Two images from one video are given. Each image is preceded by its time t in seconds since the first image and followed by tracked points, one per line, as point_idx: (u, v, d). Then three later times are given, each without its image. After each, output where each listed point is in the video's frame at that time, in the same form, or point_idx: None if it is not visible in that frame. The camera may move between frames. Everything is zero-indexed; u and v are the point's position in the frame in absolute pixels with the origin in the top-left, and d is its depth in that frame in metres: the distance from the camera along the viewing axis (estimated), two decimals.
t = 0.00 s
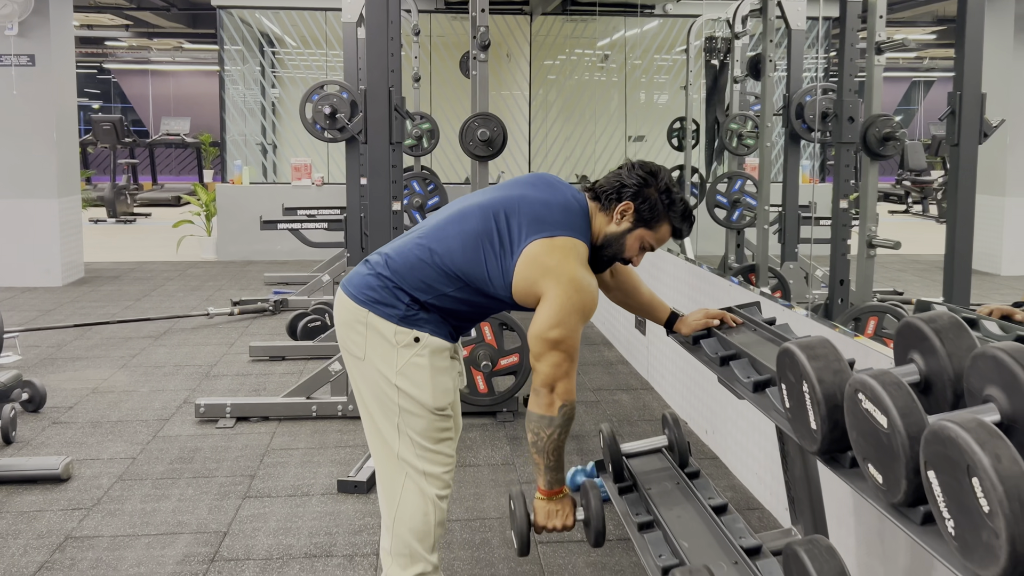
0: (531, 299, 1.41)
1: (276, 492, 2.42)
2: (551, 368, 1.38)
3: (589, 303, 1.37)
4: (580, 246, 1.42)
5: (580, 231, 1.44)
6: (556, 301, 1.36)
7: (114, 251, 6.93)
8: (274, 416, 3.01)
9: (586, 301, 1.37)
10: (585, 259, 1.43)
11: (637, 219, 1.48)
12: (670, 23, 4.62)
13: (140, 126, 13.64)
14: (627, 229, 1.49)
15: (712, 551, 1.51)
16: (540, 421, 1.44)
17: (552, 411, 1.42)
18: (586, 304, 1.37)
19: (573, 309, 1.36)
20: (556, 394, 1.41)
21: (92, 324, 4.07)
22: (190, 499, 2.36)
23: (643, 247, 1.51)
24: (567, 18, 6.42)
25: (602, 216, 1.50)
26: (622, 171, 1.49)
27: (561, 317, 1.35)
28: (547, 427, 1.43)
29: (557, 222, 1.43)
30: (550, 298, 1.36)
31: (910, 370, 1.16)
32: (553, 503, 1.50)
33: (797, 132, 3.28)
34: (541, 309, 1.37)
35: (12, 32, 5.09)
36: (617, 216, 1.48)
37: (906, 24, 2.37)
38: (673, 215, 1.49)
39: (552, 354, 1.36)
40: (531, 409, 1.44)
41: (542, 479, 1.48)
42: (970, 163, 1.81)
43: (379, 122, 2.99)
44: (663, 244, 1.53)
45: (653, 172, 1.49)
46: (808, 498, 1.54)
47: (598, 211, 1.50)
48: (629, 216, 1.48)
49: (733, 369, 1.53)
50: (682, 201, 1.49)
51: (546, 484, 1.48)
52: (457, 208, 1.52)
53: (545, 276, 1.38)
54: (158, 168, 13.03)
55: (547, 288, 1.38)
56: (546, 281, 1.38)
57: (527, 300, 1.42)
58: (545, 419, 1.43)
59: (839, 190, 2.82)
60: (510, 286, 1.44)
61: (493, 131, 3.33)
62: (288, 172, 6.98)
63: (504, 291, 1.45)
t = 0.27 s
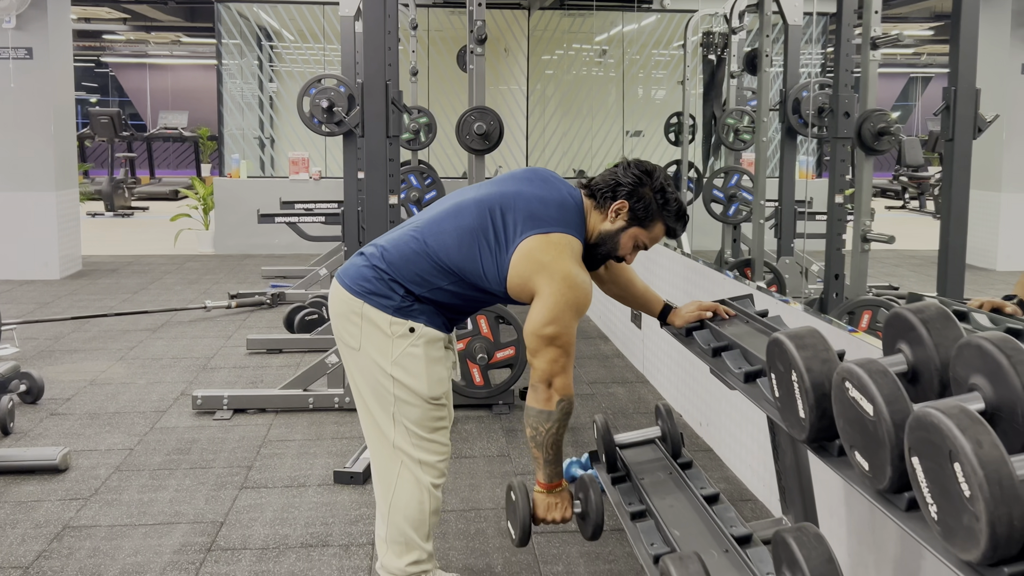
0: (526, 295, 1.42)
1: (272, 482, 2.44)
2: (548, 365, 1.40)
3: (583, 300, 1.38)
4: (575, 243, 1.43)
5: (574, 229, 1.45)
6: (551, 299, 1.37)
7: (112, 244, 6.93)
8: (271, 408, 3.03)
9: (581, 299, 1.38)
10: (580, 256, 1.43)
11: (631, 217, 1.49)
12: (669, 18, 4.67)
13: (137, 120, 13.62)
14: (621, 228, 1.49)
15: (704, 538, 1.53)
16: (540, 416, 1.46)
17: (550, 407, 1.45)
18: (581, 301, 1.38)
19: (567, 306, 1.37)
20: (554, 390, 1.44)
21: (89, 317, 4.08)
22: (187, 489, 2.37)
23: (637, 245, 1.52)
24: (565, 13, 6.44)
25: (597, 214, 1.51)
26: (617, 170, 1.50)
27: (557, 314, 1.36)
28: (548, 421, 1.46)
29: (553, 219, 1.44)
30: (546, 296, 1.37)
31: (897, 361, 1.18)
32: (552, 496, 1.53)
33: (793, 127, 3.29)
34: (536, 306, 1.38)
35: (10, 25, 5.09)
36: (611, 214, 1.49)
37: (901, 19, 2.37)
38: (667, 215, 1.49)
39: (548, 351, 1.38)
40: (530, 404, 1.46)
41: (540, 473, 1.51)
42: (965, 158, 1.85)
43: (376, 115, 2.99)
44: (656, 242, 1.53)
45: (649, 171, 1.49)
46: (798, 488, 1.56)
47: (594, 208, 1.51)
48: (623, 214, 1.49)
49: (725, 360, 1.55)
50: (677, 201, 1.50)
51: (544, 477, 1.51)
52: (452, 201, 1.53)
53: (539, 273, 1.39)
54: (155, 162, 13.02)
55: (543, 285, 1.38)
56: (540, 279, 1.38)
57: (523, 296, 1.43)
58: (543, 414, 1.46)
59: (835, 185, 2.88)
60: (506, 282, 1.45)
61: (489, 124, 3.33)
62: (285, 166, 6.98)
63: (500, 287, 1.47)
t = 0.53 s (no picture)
0: (521, 290, 1.43)
1: (272, 478, 2.45)
2: (543, 360, 1.41)
3: (578, 297, 1.39)
4: (571, 239, 1.43)
5: (570, 224, 1.46)
6: (546, 295, 1.37)
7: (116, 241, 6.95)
8: (271, 404, 3.04)
9: (575, 294, 1.39)
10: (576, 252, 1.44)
11: (628, 213, 1.49)
12: (670, 15, 4.63)
13: (142, 117, 13.65)
14: (618, 223, 1.50)
15: (697, 534, 1.54)
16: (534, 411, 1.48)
17: (544, 402, 1.46)
18: (576, 297, 1.39)
19: (562, 302, 1.37)
20: (549, 385, 1.45)
21: (92, 313, 4.10)
22: (187, 485, 2.39)
23: (634, 241, 1.53)
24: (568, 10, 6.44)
25: (594, 210, 1.51)
26: (615, 166, 1.50)
27: (552, 310, 1.37)
28: (541, 417, 1.47)
29: (549, 215, 1.44)
30: (541, 292, 1.38)
31: (888, 358, 1.18)
32: (546, 490, 1.57)
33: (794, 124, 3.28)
34: (531, 301, 1.39)
35: (14, 22, 5.11)
36: (608, 210, 1.49)
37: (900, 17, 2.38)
38: (662, 210, 1.49)
39: (542, 346, 1.39)
40: (524, 399, 1.48)
41: (534, 468, 1.54)
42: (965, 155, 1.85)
43: (376, 113, 3.00)
44: (654, 237, 1.53)
45: (645, 168, 1.49)
46: (792, 485, 1.57)
47: (591, 204, 1.52)
48: (620, 210, 1.49)
49: (720, 357, 1.55)
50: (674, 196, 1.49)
51: (537, 473, 1.55)
52: (450, 197, 1.54)
53: (534, 268, 1.39)
54: (159, 159, 13.05)
55: (537, 281, 1.39)
56: (535, 274, 1.39)
57: (518, 291, 1.44)
58: (538, 408, 1.47)
59: (836, 182, 2.89)
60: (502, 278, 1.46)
61: (489, 122, 3.35)
62: (288, 163, 6.99)
63: (497, 284, 1.47)
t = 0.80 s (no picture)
0: (521, 304, 1.42)
1: (275, 475, 2.46)
2: (544, 374, 1.41)
3: (577, 312, 1.39)
4: (571, 252, 1.42)
5: (570, 237, 1.44)
6: (546, 310, 1.37)
7: (127, 237, 6.99)
8: (276, 401, 3.05)
9: (575, 309, 1.38)
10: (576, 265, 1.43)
11: (627, 224, 1.47)
12: (682, 11, 4.76)
13: (154, 114, 13.71)
14: (617, 234, 1.48)
15: (694, 534, 1.53)
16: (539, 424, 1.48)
17: (547, 415, 1.46)
18: (575, 311, 1.38)
19: (562, 317, 1.37)
20: (550, 399, 1.45)
21: (101, 310, 4.13)
22: (190, 481, 2.40)
23: (635, 250, 1.51)
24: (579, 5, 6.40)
25: (593, 219, 1.49)
26: (614, 174, 1.48)
27: (551, 326, 1.36)
28: (545, 430, 1.47)
29: (549, 227, 1.43)
30: (541, 307, 1.37)
31: (883, 357, 1.17)
32: (551, 502, 1.54)
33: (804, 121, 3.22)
34: (530, 316, 1.38)
35: (24, 20, 5.14)
36: (608, 220, 1.47)
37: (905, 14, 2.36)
38: (662, 220, 1.47)
39: (542, 362, 1.39)
40: (527, 412, 1.47)
41: (538, 480, 1.52)
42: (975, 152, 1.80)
43: (379, 109, 3.01)
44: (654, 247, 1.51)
45: (645, 177, 1.47)
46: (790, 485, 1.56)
47: (590, 214, 1.50)
48: (620, 220, 1.47)
49: (717, 356, 1.55)
50: (676, 206, 1.48)
51: (542, 484, 1.52)
52: (450, 202, 1.53)
53: (535, 284, 1.39)
54: (172, 156, 13.12)
55: (538, 296, 1.38)
56: (535, 288, 1.39)
57: (517, 303, 1.44)
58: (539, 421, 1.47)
59: (844, 179, 2.84)
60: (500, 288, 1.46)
61: (493, 119, 3.35)
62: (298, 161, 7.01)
63: (495, 293, 1.47)
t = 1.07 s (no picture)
0: (516, 317, 1.41)
1: (281, 468, 2.47)
2: (538, 387, 1.41)
3: (572, 328, 1.38)
4: (569, 267, 1.42)
5: (568, 253, 1.43)
6: (540, 325, 1.36)
7: (142, 231, 7.05)
8: (284, 394, 3.07)
9: (569, 324, 1.37)
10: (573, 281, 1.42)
11: (626, 241, 1.46)
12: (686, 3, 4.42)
13: (170, 109, 13.80)
14: (615, 251, 1.46)
15: (692, 530, 1.52)
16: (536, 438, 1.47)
17: (542, 429, 1.45)
18: (569, 326, 1.37)
19: (555, 332, 1.36)
20: (545, 413, 1.45)
21: (114, 303, 4.17)
22: (197, 475, 2.42)
23: (632, 268, 1.49)
24: None
25: (592, 235, 1.48)
26: (616, 192, 1.46)
27: (544, 341, 1.36)
28: (543, 445, 1.46)
29: (548, 241, 1.42)
30: (535, 321, 1.37)
31: (878, 355, 1.16)
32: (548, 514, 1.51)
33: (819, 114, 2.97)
34: (524, 330, 1.38)
35: (39, 16, 5.18)
36: (607, 236, 1.46)
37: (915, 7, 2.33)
38: (662, 239, 1.45)
39: (535, 376, 1.39)
40: (524, 425, 1.47)
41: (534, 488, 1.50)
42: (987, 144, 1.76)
43: (386, 104, 3.03)
44: (653, 265, 1.49)
45: (647, 195, 1.45)
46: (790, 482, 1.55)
47: (590, 229, 1.49)
48: (619, 237, 1.45)
49: (716, 352, 1.55)
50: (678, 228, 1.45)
51: (541, 493, 1.50)
52: (450, 207, 1.53)
53: (529, 297, 1.38)
54: (188, 150, 13.20)
55: (533, 311, 1.38)
56: (529, 302, 1.38)
57: (512, 315, 1.43)
58: (535, 435, 1.47)
59: (856, 172, 2.84)
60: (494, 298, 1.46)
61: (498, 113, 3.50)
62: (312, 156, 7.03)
63: (489, 302, 1.47)
